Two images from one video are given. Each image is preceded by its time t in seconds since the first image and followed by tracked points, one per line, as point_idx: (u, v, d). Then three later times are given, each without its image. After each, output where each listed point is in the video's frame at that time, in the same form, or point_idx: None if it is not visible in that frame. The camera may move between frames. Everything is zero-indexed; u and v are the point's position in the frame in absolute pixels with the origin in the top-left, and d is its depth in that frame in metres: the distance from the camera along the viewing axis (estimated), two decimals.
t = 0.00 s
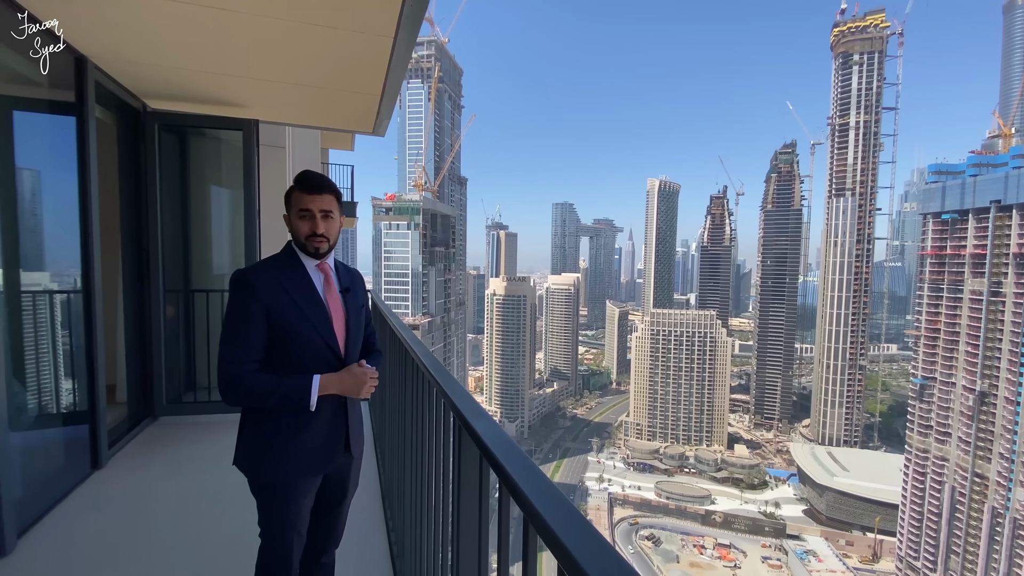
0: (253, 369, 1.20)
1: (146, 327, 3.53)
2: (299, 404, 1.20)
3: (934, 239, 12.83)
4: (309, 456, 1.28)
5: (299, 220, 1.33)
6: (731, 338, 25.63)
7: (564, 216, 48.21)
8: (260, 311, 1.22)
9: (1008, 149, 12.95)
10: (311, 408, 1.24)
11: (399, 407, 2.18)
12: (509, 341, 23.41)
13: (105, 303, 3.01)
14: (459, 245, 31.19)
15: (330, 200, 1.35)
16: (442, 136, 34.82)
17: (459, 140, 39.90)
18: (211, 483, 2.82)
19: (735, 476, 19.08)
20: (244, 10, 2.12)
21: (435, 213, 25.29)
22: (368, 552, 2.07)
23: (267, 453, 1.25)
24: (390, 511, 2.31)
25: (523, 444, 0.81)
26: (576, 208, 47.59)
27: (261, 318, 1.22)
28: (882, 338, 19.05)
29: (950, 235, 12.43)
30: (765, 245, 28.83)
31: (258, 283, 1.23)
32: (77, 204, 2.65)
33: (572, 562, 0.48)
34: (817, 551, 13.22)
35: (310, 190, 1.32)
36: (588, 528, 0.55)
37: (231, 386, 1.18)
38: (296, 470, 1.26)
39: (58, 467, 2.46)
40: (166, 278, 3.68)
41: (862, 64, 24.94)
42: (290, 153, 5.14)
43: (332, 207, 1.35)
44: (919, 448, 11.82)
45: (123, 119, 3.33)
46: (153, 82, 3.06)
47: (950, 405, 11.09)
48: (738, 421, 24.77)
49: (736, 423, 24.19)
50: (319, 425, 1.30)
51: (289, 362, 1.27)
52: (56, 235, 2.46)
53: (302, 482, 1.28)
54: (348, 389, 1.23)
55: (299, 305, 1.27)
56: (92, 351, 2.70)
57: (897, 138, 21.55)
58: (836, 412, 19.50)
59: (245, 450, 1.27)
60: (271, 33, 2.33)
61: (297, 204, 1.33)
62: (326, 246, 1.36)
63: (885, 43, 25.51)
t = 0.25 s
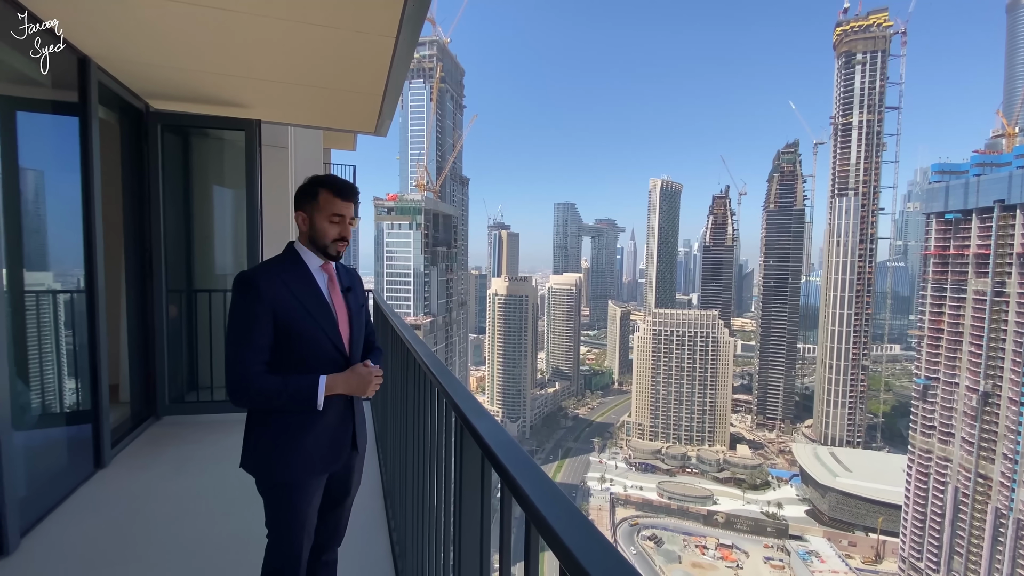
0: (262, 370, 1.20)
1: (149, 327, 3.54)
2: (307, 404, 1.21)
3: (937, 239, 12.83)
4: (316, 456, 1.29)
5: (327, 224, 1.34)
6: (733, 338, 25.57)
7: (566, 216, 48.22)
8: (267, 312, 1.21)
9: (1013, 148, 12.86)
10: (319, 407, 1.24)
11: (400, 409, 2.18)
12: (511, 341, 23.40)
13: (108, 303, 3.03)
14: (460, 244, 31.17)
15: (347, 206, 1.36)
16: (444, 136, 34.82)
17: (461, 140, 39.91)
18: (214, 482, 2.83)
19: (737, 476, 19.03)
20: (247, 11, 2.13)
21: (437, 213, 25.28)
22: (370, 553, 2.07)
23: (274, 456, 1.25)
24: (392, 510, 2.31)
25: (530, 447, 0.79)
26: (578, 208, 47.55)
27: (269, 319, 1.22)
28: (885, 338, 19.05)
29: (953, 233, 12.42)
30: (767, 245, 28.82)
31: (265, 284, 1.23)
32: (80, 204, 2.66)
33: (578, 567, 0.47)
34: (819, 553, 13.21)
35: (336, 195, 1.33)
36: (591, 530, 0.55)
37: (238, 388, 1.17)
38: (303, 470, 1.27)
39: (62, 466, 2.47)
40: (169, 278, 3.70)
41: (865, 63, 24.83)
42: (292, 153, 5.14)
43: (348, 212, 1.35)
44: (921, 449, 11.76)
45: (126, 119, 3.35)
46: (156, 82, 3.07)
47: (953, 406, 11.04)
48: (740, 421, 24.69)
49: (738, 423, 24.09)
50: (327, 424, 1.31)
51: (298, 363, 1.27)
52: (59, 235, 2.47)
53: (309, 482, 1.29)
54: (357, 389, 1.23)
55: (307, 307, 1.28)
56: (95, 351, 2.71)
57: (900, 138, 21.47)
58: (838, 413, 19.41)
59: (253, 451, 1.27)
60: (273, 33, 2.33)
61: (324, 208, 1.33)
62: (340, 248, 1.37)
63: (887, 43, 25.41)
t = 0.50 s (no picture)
0: (284, 371, 1.20)
1: (152, 327, 3.56)
2: (329, 402, 1.24)
3: (940, 239, 12.64)
4: (324, 455, 1.30)
5: (356, 233, 1.39)
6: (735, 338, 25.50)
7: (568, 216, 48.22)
8: (289, 314, 1.22)
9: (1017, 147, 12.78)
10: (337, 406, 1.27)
11: (402, 408, 2.19)
12: (513, 341, 23.39)
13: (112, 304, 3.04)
14: (462, 244, 31.17)
15: (368, 215, 1.41)
16: (446, 136, 34.84)
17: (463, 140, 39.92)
18: (217, 482, 2.84)
19: (739, 476, 18.98)
20: (249, 11, 2.14)
21: (439, 213, 25.29)
22: (372, 551, 2.09)
23: (284, 455, 1.26)
24: (394, 507, 2.33)
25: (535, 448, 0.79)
26: (579, 208, 47.52)
27: (290, 321, 1.23)
28: (888, 339, 18.90)
29: (957, 233, 12.31)
30: (769, 245, 28.71)
31: (287, 285, 1.23)
32: (83, 204, 2.67)
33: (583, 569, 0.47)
34: (822, 553, 13.10)
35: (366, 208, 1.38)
36: (594, 530, 0.55)
37: (265, 391, 1.17)
38: (313, 467, 1.28)
39: (65, 465, 2.49)
40: (172, 278, 3.71)
41: (868, 63, 24.75)
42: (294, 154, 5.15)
43: (369, 223, 1.41)
44: (925, 450, 11.74)
45: (129, 119, 3.36)
46: (159, 82, 3.08)
47: (956, 406, 11.02)
48: (742, 421, 24.60)
49: (740, 423, 23.99)
50: (338, 422, 1.34)
51: (314, 362, 1.29)
52: (63, 235, 2.49)
53: (317, 480, 1.30)
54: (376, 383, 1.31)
55: (325, 308, 1.30)
56: (98, 350, 2.73)
57: (904, 137, 21.33)
58: (841, 413, 19.30)
59: (262, 450, 1.28)
60: (276, 34, 2.34)
61: (355, 219, 1.37)
62: (355, 255, 1.41)
63: (890, 42, 25.26)
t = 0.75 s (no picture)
0: (304, 371, 1.20)
1: (155, 327, 3.57)
2: (346, 399, 1.25)
3: (944, 239, 12.69)
4: (331, 456, 1.32)
5: (367, 236, 1.41)
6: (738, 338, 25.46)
7: (570, 216, 48.21)
8: (309, 315, 1.23)
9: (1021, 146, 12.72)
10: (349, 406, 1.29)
11: (403, 409, 2.20)
12: (515, 341, 23.39)
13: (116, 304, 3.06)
14: (464, 245, 31.19)
15: (376, 219, 1.44)
16: (448, 136, 34.88)
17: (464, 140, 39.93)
18: (220, 482, 2.85)
19: (742, 477, 18.92)
20: (253, 12, 2.14)
21: (441, 213, 25.34)
22: (374, 552, 2.09)
23: (291, 455, 1.26)
24: (396, 508, 2.34)
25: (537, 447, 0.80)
26: (581, 208, 47.51)
27: (310, 320, 1.23)
28: (891, 339, 18.63)
29: (960, 234, 12.30)
30: (772, 245, 28.63)
31: (306, 284, 1.24)
32: (88, 203, 2.68)
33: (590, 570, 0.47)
34: (824, 554, 13.05)
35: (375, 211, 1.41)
36: (596, 529, 0.55)
37: (288, 390, 1.17)
38: (320, 466, 1.29)
39: (69, 464, 2.50)
40: (176, 278, 3.72)
41: (871, 63, 24.69)
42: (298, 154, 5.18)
43: (378, 226, 1.44)
44: (929, 450, 11.66)
45: (132, 119, 3.37)
46: (163, 84, 3.10)
47: (960, 407, 10.96)
48: (745, 422, 24.53)
49: (742, 424, 23.90)
50: (345, 422, 1.35)
51: (326, 362, 1.30)
52: (67, 236, 2.50)
53: (323, 480, 1.31)
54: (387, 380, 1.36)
55: (340, 307, 1.31)
56: (102, 349, 2.74)
57: (907, 137, 21.25)
58: (844, 414, 19.19)
59: (270, 449, 1.28)
60: (280, 34, 2.34)
61: (366, 221, 1.40)
62: (363, 257, 1.43)
63: (894, 42, 25.19)
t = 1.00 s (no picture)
0: (360, 383, 1.28)
1: (178, 329, 3.72)
2: (390, 416, 1.33)
3: (963, 236, 12.55)
4: (365, 463, 1.41)
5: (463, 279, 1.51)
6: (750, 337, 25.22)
7: (580, 214, 48.22)
8: (390, 336, 1.32)
9: None
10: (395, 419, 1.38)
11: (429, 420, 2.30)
12: (525, 340, 23.46)
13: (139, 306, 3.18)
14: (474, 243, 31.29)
15: (478, 265, 1.54)
16: (458, 135, 35.02)
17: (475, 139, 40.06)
18: (242, 483, 2.99)
19: (754, 478, 18.74)
20: (273, 19, 2.23)
21: (452, 212, 25.50)
22: (401, 560, 2.19)
23: (329, 462, 1.36)
24: (420, 515, 2.45)
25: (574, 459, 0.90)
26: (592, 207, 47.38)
27: (387, 342, 1.32)
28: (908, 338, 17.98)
29: (979, 231, 12.16)
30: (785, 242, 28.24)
31: (398, 309, 1.33)
32: (112, 203, 2.81)
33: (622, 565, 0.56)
34: (838, 556, 12.97)
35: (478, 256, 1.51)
36: (628, 529, 0.64)
37: (339, 397, 1.26)
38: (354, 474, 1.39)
39: (97, 467, 2.64)
40: (197, 282, 3.87)
41: (888, 58, 24.27)
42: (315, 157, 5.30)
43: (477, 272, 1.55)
44: (945, 451, 11.04)
45: (155, 126, 3.50)
46: (184, 89, 3.22)
47: (978, 407, 10.36)
48: (757, 421, 24.10)
49: (754, 424, 23.71)
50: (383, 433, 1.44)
51: (383, 377, 1.39)
52: (92, 239, 2.62)
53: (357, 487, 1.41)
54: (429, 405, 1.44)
55: (416, 330, 1.40)
56: (125, 351, 2.88)
57: (924, 133, 20.88)
58: (859, 415, 18.76)
59: (310, 454, 1.38)
60: (297, 39, 2.43)
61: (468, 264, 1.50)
62: (455, 295, 1.54)
63: (911, 36, 24.72)
